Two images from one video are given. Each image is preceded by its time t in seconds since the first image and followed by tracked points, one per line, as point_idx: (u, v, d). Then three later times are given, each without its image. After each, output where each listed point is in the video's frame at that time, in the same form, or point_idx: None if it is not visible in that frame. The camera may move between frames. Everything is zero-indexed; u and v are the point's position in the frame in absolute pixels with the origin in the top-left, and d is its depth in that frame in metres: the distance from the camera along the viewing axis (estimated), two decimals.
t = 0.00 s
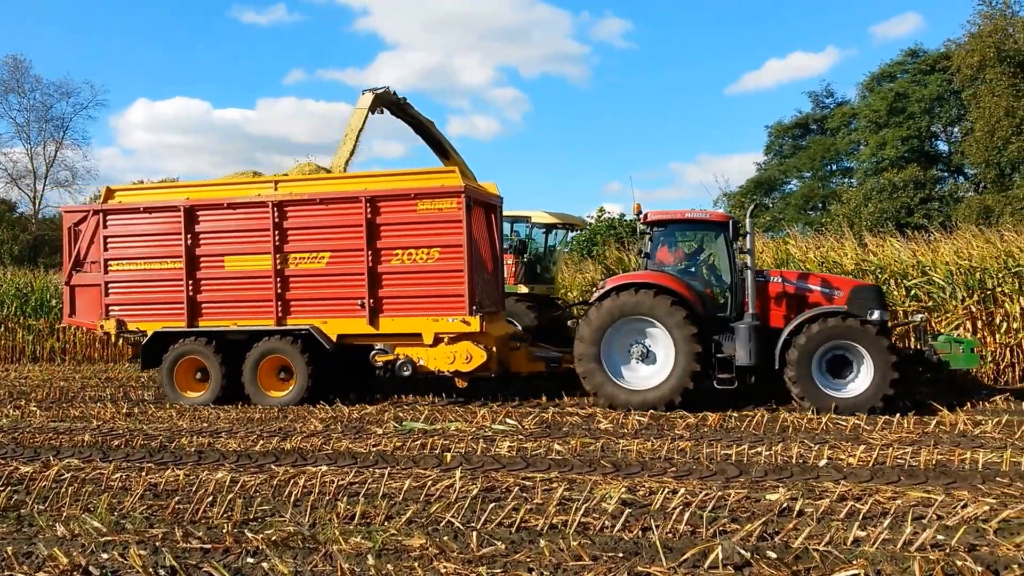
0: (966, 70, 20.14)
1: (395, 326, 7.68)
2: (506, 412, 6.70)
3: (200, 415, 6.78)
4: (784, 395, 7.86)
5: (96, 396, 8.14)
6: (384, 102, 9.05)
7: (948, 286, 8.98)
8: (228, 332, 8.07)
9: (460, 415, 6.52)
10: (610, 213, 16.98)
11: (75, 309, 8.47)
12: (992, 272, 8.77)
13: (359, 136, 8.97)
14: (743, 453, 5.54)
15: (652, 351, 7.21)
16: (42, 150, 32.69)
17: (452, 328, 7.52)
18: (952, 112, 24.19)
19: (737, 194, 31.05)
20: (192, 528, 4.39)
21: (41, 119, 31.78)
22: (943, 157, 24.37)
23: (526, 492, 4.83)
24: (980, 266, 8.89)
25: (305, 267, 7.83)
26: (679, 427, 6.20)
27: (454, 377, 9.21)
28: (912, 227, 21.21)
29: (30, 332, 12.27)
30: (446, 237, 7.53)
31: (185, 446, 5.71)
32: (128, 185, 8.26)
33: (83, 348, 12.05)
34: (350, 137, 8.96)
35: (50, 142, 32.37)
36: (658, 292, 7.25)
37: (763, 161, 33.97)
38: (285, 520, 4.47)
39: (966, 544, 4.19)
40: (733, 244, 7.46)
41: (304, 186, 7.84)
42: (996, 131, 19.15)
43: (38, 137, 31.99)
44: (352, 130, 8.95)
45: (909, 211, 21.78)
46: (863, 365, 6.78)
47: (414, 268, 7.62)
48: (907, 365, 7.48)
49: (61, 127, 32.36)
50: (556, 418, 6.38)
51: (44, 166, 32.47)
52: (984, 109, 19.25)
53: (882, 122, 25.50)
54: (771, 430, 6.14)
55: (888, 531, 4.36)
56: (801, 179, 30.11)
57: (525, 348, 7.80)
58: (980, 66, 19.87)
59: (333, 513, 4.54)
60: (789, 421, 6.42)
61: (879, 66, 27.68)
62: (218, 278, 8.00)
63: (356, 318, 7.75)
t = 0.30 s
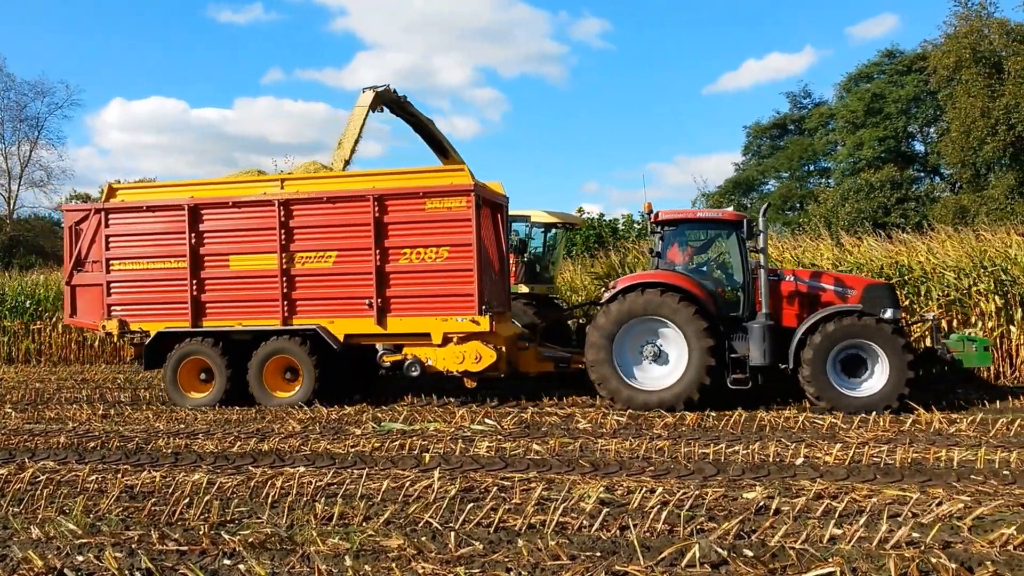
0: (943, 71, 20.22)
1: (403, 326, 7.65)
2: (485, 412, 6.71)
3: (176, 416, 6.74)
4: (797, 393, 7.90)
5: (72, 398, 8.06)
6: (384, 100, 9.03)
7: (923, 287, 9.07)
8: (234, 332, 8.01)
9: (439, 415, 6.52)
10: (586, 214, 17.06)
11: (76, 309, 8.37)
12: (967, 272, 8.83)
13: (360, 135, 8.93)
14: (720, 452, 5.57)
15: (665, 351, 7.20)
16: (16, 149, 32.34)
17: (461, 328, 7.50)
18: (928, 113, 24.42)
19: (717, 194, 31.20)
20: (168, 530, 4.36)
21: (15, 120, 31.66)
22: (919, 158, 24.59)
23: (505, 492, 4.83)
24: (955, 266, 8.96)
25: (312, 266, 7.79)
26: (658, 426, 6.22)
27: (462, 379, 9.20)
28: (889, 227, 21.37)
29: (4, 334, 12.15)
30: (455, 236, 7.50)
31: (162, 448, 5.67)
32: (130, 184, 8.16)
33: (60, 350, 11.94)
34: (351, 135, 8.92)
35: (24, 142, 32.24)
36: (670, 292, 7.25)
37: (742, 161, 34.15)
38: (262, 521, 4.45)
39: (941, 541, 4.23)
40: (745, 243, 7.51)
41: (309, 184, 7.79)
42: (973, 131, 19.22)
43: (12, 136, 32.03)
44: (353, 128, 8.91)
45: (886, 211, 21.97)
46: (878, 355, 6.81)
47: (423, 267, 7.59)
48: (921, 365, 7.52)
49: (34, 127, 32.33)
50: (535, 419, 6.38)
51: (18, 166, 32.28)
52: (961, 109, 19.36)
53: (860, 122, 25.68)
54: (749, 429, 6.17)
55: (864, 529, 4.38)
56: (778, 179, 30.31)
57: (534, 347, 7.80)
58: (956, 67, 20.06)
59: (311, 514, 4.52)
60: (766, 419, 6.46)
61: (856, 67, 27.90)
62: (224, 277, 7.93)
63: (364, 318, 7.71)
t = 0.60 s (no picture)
0: (919, 71, 20.43)
1: (412, 326, 7.61)
2: (464, 412, 6.72)
3: (154, 418, 6.69)
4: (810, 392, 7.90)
5: (47, 400, 7.98)
6: (384, 98, 9.00)
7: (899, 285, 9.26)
8: (239, 332, 7.95)
9: (418, 414, 6.51)
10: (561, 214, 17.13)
11: (77, 308, 8.30)
12: (943, 271, 8.97)
13: (359, 133, 8.90)
14: (698, 451, 5.60)
15: (678, 351, 7.18)
16: None
17: (471, 328, 7.47)
18: (905, 113, 24.64)
19: (696, 194, 31.31)
20: (144, 532, 4.33)
21: None
22: (896, 158, 24.81)
23: (483, 492, 4.83)
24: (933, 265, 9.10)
25: (319, 266, 7.74)
26: (636, 425, 6.24)
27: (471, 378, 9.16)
28: (866, 226, 21.54)
29: None
30: (465, 235, 7.47)
31: (138, 450, 5.63)
32: (133, 183, 8.10)
33: (34, 351, 11.82)
34: (350, 133, 8.89)
35: None
36: (682, 291, 7.22)
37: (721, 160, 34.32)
38: (239, 522, 4.43)
39: (916, 539, 4.26)
40: (757, 242, 7.50)
41: (317, 182, 7.77)
42: (948, 131, 19.31)
43: None
44: (352, 126, 8.88)
45: (862, 211, 22.17)
46: (887, 347, 6.82)
47: (432, 267, 7.56)
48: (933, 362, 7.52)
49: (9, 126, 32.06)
50: (514, 418, 6.39)
51: None
52: (937, 109, 19.47)
53: (837, 122, 25.85)
54: (727, 427, 6.20)
55: (840, 526, 4.41)
56: (756, 179, 30.49)
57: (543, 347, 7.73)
58: (933, 67, 20.24)
59: (288, 515, 4.50)
60: (744, 418, 6.50)
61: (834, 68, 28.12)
62: (230, 276, 7.87)
63: (372, 318, 7.67)
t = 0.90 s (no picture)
0: (896, 71, 20.66)
1: (422, 325, 7.54)
2: (443, 412, 6.71)
3: (130, 419, 6.65)
4: (824, 390, 7.89)
5: (23, 402, 7.89)
6: (387, 94, 8.93)
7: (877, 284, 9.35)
8: (245, 332, 7.87)
9: (398, 414, 6.50)
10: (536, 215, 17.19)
11: (79, 309, 8.20)
12: (919, 270, 9.07)
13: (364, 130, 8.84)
14: (676, 449, 5.62)
15: (691, 350, 7.13)
16: None
17: (482, 327, 7.40)
18: (881, 113, 24.88)
19: (675, 194, 31.43)
20: (120, 534, 4.29)
21: None
22: (873, 157, 25.04)
23: (462, 492, 4.83)
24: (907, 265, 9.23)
25: (326, 264, 7.66)
26: (615, 425, 6.25)
27: (479, 378, 9.12)
28: (843, 226, 21.71)
29: None
30: (476, 233, 7.40)
31: (114, 451, 5.59)
32: (135, 180, 7.98)
33: (9, 352, 11.71)
34: (355, 130, 8.83)
35: None
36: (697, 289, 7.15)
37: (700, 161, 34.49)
38: (216, 524, 4.40)
39: (892, 536, 4.29)
40: (770, 239, 7.45)
41: (324, 179, 7.66)
42: (924, 131, 19.47)
43: None
44: (356, 123, 8.82)
45: (839, 211, 22.50)
46: (896, 344, 6.83)
47: (442, 265, 7.49)
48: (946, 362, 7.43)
49: None
50: (493, 418, 6.38)
51: None
52: (914, 109, 19.64)
53: (814, 122, 26.02)
54: (704, 426, 6.22)
55: (816, 524, 4.44)
56: (734, 179, 30.65)
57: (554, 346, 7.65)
58: (909, 67, 20.41)
59: (265, 516, 4.48)
60: (721, 417, 6.54)
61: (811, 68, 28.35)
62: (236, 276, 7.77)
63: (381, 318, 7.59)
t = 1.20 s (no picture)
0: (872, 72, 20.85)
1: (433, 325, 7.52)
2: (422, 412, 6.69)
3: (105, 420, 6.58)
4: (836, 387, 7.93)
5: None
6: (392, 91, 8.88)
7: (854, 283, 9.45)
8: (252, 332, 7.76)
9: (377, 414, 6.48)
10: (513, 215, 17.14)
11: (81, 308, 8.05)
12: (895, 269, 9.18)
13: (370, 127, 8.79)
14: (655, 448, 5.65)
15: (704, 348, 7.13)
16: None
17: (494, 326, 7.39)
18: (858, 114, 25.10)
19: (654, 193, 31.51)
20: (94, 536, 4.25)
21: None
22: (849, 157, 25.30)
23: (440, 492, 4.82)
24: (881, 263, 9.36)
25: (335, 263, 7.59)
26: (594, 424, 6.27)
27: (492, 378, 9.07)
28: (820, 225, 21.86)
29: None
30: (487, 231, 7.38)
31: (89, 453, 5.53)
32: (138, 177, 7.81)
33: None
34: (361, 127, 8.77)
35: None
36: (711, 288, 7.13)
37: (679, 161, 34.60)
38: (192, 526, 4.36)
39: (867, 533, 4.34)
40: (783, 237, 7.38)
41: (332, 177, 7.58)
42: (900, 132, 19.60)
43: None
44: (362, 120, 8.76)
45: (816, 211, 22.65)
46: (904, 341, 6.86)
47: (453, 264, 7.45)
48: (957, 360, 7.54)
49: None
50: (472, 418, 6.39)
51: None
52: (889, 110, 19.82)
53: (792, 123, 26.19)
54: (682, 425, 6.26)
55: (793, 522, 4.48)
56: (713, 179, 30.76)
57: (565, 345, 7.61)
58: (885, 68, 20.63)
59: (242, 518, 4.45)
60: (699, 416, 6.57)
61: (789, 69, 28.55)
62: (242, 276, 7.68)
63: (391, 317, 7.55)
